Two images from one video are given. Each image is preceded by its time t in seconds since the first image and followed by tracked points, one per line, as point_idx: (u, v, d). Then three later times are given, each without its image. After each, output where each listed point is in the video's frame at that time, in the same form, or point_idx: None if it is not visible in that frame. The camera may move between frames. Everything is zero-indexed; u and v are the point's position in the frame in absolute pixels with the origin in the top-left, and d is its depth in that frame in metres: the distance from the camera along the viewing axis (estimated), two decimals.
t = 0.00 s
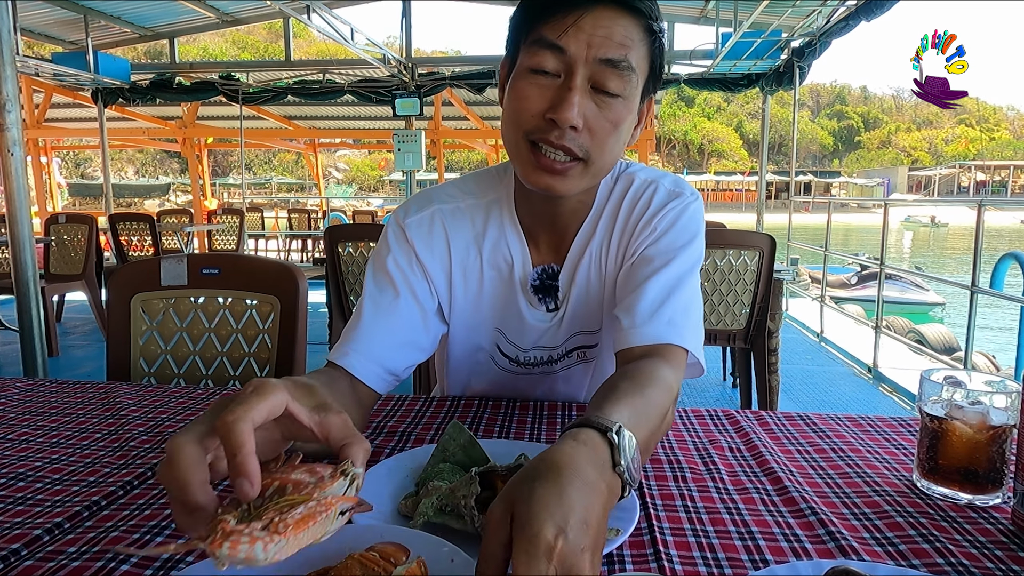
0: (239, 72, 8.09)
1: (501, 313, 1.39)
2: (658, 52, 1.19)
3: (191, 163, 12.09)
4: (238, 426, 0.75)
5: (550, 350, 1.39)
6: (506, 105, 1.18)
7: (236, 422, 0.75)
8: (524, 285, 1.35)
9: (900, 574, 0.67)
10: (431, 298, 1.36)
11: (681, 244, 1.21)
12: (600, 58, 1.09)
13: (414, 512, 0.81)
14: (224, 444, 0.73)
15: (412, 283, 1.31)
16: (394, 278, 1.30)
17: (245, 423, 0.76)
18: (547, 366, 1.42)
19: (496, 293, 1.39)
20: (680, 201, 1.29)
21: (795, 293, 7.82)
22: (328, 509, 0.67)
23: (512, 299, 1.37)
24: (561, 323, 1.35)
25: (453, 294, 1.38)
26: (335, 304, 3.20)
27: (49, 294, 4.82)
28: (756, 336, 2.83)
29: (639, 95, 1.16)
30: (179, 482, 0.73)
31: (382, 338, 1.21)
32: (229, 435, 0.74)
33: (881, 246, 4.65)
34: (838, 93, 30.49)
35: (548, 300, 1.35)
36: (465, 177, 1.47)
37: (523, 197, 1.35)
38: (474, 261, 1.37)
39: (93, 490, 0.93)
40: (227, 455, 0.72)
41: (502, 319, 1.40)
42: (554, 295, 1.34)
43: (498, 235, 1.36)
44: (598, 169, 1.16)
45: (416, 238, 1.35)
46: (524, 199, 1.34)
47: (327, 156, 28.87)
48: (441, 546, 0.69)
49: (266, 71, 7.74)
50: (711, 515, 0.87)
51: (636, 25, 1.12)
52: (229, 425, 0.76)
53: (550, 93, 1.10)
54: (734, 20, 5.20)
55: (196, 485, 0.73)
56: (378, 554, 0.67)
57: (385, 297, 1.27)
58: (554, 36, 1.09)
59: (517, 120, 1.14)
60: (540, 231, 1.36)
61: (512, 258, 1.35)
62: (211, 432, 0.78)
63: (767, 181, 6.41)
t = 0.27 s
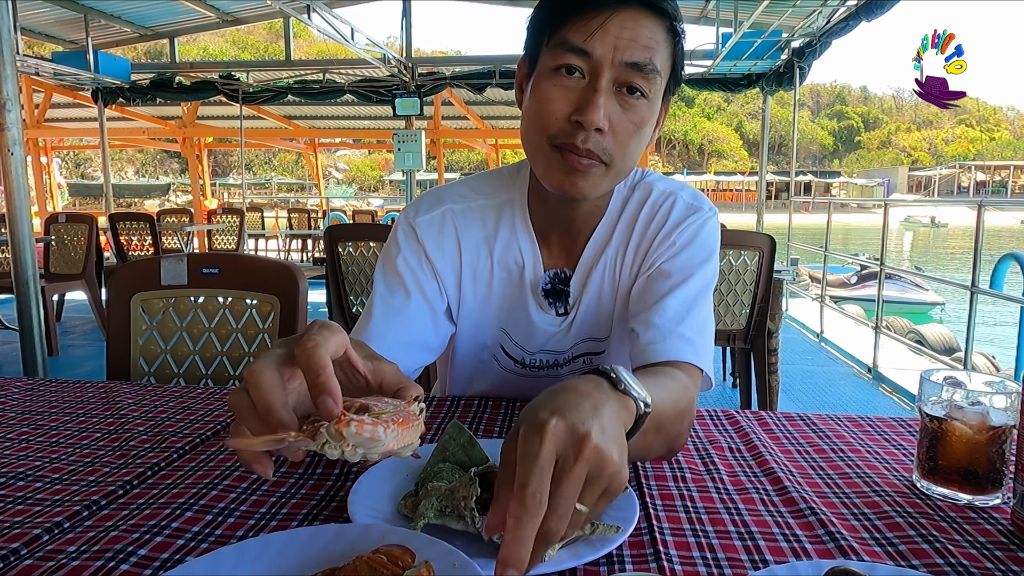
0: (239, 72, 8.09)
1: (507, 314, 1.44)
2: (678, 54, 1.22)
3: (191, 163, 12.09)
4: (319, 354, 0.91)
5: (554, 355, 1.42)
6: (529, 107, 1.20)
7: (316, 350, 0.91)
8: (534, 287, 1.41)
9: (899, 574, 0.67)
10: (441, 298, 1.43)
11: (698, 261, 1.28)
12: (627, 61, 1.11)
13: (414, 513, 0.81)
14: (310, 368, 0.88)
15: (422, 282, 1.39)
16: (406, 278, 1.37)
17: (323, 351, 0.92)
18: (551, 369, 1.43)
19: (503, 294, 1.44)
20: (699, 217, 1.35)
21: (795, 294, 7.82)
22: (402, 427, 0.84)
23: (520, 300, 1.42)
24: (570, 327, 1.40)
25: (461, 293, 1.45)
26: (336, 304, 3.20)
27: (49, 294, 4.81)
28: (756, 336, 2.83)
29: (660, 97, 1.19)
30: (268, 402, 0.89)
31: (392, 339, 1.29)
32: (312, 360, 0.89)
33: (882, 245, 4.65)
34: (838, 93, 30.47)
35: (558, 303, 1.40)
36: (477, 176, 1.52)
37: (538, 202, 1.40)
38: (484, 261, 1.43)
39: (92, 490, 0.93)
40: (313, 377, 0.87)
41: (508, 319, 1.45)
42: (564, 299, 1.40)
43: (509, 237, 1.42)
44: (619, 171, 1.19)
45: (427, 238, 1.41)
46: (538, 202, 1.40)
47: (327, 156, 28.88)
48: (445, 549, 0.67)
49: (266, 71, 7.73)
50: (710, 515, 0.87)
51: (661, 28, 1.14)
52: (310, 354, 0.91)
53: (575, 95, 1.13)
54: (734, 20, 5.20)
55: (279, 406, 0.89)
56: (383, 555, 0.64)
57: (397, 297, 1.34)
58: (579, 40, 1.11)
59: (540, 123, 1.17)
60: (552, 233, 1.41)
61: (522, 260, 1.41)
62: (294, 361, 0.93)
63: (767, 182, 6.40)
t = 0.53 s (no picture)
0: (239, 72, 8.08)
1: (509, 316, 1.44)
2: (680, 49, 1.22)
3: (191, 162, 12.09)
4: (325, 344, 0.92)
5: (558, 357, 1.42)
6: (532, 109, 1.20)
7: (322, 341, 0.92)
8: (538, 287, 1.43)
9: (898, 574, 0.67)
10: (442, 298, 1.43)
11: (712, 272, 1.28)
12: (627, 62, 1.11)
13: (414, 513, 0.81)
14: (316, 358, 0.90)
15: (423, 282, 1.39)
16: (406, 277, 1.38)
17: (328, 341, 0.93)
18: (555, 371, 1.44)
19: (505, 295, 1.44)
20: (711, 226, 1.37)
21: (795, 294, 7.82)
22: (411, 416, 0.88)
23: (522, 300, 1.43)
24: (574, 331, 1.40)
25: (462, 295, 1.44)
26: (335, 304, 3.20)
27: (49, 293, 4.80)
28: (756, 336, 2.83)
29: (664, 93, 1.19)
30: (275, 389, 0.91)
31: (393, 340, 1.29)
32: (318, 349, 0.91)
33: (882, 245, 4.65)
34: (838, 94, 30.46)
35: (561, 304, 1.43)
36: (479, 177, 1.53)
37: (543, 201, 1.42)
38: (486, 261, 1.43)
39: (92, 489, 0.93)
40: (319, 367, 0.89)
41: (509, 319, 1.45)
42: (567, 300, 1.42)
43: (512, 237, 1.44)
44: (626, 170, 1.19)
45: (429, 237, 1.43)
46: (542, 201, 1.42)
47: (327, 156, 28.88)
48: (448, 554, 0.67)
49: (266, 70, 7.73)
50: (710, 515, 0.87)
51: (662, 25, 1.14)
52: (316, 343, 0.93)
53: (577, 97, 1.13)
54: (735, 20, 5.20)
55: (286, 393, 0.91)
56: (384, 559, 0.63)
57: (397, 297, 1.35)
58: (579, 43, 1.12)
59: (544, 127, 1.17)
60: (556, 233, 1.44)
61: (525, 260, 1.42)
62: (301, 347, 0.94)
63: (768, 181, 6.40)
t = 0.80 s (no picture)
0: (239, 71, 8.07)
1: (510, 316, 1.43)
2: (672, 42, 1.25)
3: (191, 162, 12.08)
4: (314, 335, 0.95)
5: (559, 357, 1.42)
6: (538, 112, 1.18)
7: (311, 332, 0.95)
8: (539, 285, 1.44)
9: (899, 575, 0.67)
10: (442, 299, 1.43)
11: (712, 273, 1.28)
12: (633, 57, 1.12)
13: (414, 514, 0.81)
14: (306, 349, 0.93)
15: (423, 283, 1.40)
16: (406, 277, 1.38)
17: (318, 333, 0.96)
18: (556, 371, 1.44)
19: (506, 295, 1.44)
20: (711, 226, 1.37)
21: (795, 294, 7.82)
22: (392, 403, 0.88)
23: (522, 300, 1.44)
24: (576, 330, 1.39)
25: (462, 295, 1.44)
26: (335, 304, 3.20)
27: (49, 292, 4.80)
28: (756, 336, 2.83)
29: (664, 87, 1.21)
30: (262, 378, 0.95)
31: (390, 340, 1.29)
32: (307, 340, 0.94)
33: (882, 245, 4.65)
34: (838, 93, 30.46)
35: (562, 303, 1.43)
36: (479, 177, 1.53)
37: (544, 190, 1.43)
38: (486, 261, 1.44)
39: (91, 489, 0.93)
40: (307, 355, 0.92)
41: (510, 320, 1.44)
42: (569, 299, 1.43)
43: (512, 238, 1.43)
44: (639, 163, 1.19)
45: (429, 238, 1.43)
46: (543, 198, 1.43)
47: (327, 156, 28.86)
48: (448, 553, 0.67)
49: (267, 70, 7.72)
50: (710, 516, 0.87)
51: (657, 17, 1.17)
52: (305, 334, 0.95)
53: (588, 94, 1.13)
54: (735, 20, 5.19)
55: (273, 382, 0.95)
56: (385, 559, 0.63)
57: (397, 298, 1.36)
58: (586, 42, 1.12)
59: (555, 128, 1.15)
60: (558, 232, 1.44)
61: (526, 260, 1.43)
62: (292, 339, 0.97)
63: (768, 181, 6.39)
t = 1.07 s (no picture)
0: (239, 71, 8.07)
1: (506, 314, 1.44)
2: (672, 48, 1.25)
3: (190, 161, 12.08)
4: (310, 336, 0.96)
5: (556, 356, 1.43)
6: (535, 105, 1.18)
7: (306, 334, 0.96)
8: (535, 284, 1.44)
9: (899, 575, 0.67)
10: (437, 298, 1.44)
11: (705, 270, 1.28)
12: (633, 59, 1.12)
13: (414, 513, 0.81)
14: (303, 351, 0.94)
15: (418, 282, 1.40)
16: (401, 277, 1.38)
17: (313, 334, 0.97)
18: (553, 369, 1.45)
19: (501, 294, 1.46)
20: (704, 223, 1.36)
21: (795, 294, 7.82)
22: (386, 407, 0.90)
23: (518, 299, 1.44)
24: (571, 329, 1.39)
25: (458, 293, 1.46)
26: (335, 304, 3.20)
27: (49, 292, 4.80)
28: (756, 336, 2.83)
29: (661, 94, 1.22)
30: (256, 381, 0.93)
31: (386, 338, 1.29)
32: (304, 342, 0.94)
33: (882, 245, 4.64)
34: (838, 93, 30.45)
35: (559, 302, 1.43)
36: (473, 177, 1.54)
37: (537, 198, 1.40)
38: (481, 260, 1.45)
39: (91, 489, 0.93)
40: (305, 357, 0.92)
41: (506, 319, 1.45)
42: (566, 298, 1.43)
43: (507, 237, 1.43)
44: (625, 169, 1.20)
45: (424, 237, 1.43)
46: (536, 201, 1.41)
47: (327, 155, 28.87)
48: (448, 553, 0.67)
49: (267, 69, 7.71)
50: (709, 515, 0.87)
51: (661, 24, 1.17)
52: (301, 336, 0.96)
53: (586, 93, 1.13)
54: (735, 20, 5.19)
55: (267, 384, 0.94)
56: (385, 559, 0.63)
57: (392, 296, 1.35)
58: (588, 39, 1.12)
59: (549, 121, 1.15)
60: (551, 233, 1.43)
61: (521, 258, 1.43)
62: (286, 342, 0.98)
63: (768, 181, 6.40)
